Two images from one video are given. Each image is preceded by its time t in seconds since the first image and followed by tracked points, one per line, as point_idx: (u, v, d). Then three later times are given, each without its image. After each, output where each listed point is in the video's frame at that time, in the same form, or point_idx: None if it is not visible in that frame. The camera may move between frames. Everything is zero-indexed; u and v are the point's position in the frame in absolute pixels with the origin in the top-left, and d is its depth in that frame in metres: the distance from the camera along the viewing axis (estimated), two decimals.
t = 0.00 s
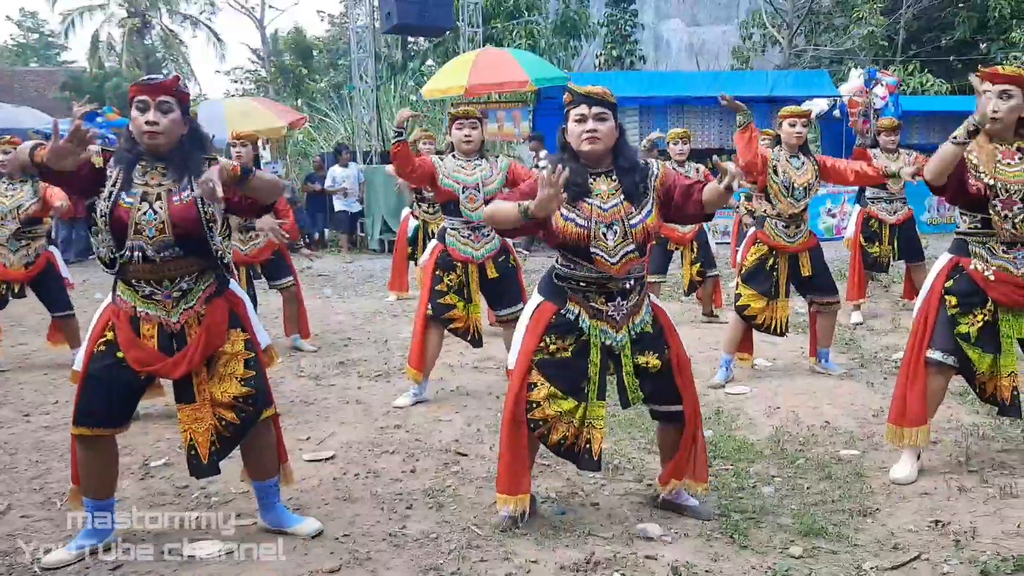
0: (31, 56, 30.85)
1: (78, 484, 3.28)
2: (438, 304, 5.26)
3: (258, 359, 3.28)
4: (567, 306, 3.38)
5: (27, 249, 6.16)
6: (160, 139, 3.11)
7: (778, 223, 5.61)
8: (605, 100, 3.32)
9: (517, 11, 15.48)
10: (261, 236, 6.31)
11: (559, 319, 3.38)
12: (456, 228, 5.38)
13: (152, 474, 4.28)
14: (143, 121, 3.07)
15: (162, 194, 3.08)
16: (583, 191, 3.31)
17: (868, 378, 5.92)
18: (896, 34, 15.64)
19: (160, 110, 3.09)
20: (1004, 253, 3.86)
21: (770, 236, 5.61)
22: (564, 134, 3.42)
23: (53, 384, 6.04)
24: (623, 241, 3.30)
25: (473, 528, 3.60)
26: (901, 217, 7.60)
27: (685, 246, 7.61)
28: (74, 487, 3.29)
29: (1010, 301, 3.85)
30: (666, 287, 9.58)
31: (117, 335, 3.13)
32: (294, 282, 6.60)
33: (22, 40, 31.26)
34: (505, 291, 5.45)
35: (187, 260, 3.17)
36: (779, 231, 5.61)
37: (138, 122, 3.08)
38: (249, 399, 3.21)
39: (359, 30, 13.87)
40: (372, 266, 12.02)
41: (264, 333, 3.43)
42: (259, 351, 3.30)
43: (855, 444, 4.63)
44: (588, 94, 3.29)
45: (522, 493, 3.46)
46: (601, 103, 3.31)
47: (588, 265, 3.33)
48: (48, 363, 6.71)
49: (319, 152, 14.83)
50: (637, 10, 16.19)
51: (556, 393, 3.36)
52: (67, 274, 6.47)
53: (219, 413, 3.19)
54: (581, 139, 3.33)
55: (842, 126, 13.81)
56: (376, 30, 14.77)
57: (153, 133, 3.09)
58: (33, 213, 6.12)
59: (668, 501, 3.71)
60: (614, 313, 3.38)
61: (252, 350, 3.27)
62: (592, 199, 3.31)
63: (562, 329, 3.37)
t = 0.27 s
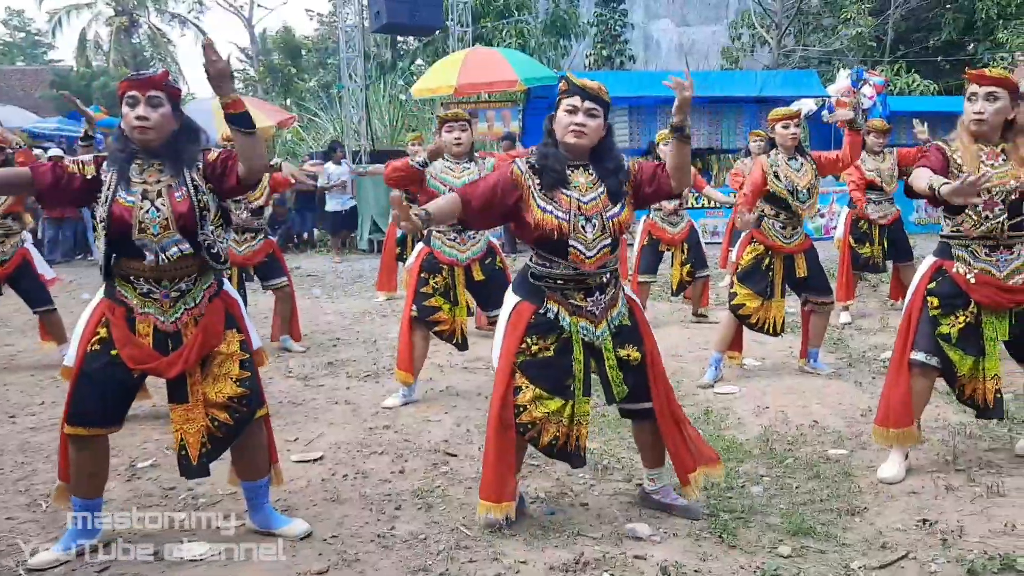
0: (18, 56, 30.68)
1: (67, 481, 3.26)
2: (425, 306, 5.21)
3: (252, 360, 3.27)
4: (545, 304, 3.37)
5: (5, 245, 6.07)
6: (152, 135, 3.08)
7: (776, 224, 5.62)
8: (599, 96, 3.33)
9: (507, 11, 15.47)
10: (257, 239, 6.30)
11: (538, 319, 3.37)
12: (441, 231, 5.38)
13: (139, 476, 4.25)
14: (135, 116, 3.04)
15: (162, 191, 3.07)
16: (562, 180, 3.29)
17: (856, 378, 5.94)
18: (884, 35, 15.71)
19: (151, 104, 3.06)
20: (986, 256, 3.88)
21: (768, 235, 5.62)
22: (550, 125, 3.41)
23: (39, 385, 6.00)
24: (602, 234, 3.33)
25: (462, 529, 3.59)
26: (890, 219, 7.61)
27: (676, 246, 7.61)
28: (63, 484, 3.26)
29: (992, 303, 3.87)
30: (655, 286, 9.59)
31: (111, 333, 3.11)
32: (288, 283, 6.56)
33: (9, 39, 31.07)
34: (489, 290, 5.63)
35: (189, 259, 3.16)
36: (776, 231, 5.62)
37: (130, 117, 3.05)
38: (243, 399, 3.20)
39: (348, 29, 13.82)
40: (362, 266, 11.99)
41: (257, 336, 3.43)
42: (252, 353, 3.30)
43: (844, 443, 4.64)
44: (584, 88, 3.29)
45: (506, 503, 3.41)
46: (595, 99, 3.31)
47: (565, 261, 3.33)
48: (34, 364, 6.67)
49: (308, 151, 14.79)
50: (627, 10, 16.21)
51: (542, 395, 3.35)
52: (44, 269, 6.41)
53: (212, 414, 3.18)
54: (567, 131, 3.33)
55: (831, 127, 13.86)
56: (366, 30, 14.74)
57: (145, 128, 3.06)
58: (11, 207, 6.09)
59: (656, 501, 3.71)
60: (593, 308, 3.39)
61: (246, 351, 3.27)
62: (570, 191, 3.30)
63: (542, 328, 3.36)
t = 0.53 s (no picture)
0: (5, 55, 30.49)
1: (53, 486, 3.23)
2: (415, 301, 5.22)
3: (234, 358, 3.25)
4: (527, 306, 3.38)
5: None
6: (120, 131, 3.02)
7: (754, 223, 5.65)
8: (568, 96, 3.32)
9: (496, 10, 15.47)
10: (234, 235, 6.25)
11: (521, 320, 3.37)
12: (437, 228, 5.39)
13: (126, 477, 4.23)
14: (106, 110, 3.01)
15: (140, 192, 3.04)
16: (534, 183, 3.30)
17: (843, 377, 5.97)
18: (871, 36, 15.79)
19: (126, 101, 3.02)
20: (976, 253, 3.91)
21: (746, 236, 5.64)
22: (523, 125, 3.41)
23: (26, 386, 5.96)
24: (576, 235, 3.32)
25: (450, 529, 3.58)
26: (877, 218, 7.67)
27: (664, 243, 7.62)
28: (47, 487, 3.24)
29: (980, 300, 3.89)
30: (644, 286, 9.61)
31: (90, 333, 3.09)
32: (270, 281, 6.57)
33: None
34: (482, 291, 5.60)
35: (166, 258, 3.13)
36: (754, 231, 5.64)
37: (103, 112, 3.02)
38: (226, 397, 3.18)
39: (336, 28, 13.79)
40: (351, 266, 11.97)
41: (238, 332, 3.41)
42: (234, 350, 3.27)
43: (831, 442, 4.66)
44: (551, 89, 3.28)
45: (493, 507, 3.41)
46: (563, 99, 3.31)
47: (541, 264, 3.33)
48: (20, 365, 6.62)
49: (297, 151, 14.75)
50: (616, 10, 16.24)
51: (526, 397, 3.35)
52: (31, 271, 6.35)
53: (195, 412, 3.16)
54: (537, 134, 3.33)
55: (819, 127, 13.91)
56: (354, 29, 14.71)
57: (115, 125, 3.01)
58: None
59: (643, 499, 3.71)
60: (575, 307, 3.39)
61: (227, 349, 3.24)
62: (543, 193, 3.30)
63: (526, 329, 3.37)
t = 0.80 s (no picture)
0: None
1: (40, 487, 3.22)
2: (396, 304, 5.26)
3: (220, 359, 3.24)
4: (534, 304, 3.39)
5: None
6: (105, 131, 3.05)
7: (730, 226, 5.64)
8: (562, 99, 3.27)
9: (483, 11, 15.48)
10: (227, 236, 6.27)
11: (526, 317, 3.39)
12: (417, 230, 5.37)
13: (112, 477, 4.22)
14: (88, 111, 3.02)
15: (126, 192, 3.05)
16: (544, 188, 3.31)
17: (828, 376, 6.01)
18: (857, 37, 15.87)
19: (107, 101, 3.03)
20: (954, 255, 3.94)
21: (722, 239, 5.66)
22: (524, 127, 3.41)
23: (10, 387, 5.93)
24: (583, 237, 3.32)
25: (438, 528, 3.60)
26: (866, 219, 7.69)
27: (647, 246, 7.64)
28: (34, 488, 3.23)
29: (962, 302, 3.91)
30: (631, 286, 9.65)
31: (76, 332, 3.09)
32: (260, 282, 6.55)
33: None
34: (468, 293, 5.40)
35: (151, 258, 3.13)
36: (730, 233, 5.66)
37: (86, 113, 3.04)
38: (208, 400, 3.17)
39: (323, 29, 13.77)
40: (338, 266, 11.96)
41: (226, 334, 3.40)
42: (221, 351, 3.26)
43: (816, 440, 4.70)
44: (539, 97, 3.26)
45: (484, 498, 3.42)
46: (551, 104, 3.26)
47: (551, 264, 3.34)
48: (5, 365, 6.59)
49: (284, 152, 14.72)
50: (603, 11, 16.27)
51: (524, 393, 3.37)
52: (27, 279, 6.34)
53: (178, 414, 3.16)
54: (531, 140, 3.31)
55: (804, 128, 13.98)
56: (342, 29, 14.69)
57: (99, 126, 3.04)
58: None
59: (632, 499, 3.73)
60: (580, 310, 3.38)
61: (214, 350, 3.23)
62: (552, 196, 3.31)
63: (529, 327, 3.38)
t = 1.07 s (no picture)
0: None
1: (19, 487, 3.21)
2: (380, 307, 5.27)
3: (202, 363, 3.21)
4: (521, 299, 3.40)
5: None
6: (86, 130, 3.02)
7: (727, 223, 5.69)
8: (569, 92, 3.33)
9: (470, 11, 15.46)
10: (216, 237, 6.26)
11: (513, 313, 3.39)
12: (399, 233, 5.30)
13: (96, 479, 4.19)
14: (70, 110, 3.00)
15: (105, 192, 3.02)
16: (536, 175, 3.32)
17: (814, 375, 6.04)
18: (842, 38, 15.95)
19: (88, 100, 3.01)
20: (940, 255, 3.95)
21: (718, 235, 5.70)
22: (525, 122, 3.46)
23: None
24: (575, 230, 3.31)
25: (425, 528, 3.59)
26: (849, 218, 7.71)
27: (639, 245, 7.64)
28: (14, 489, 3.22)
29: (945, 301, 3.94)
30: (618, 286, 9.66)
31: (56, 333, 3.08)
32: (248, 282, 6.47)
33: None
34: (451, 293, 5.35)
35: (129, 259, 3.10)
36: (726, 231, 5.70)
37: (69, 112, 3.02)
38: (187, 404, 3.14)
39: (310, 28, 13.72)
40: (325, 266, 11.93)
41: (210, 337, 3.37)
42: (202, 355, 3.23)
43: (802, 439, 4.72)
44: (550, 84, 3.30)
45: (475, 492, 3.44)
46: (561, 94, 3.32)
47: (541, 257, 3.35)
48: None
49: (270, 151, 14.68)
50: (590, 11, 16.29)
51: (512, 390, 3.37)
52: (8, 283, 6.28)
53: (155, 417, 3.14)
54: (537, 129, 3.36)
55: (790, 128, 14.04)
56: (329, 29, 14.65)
57: (81, 125, 3.01)
58: None
59: (620, 498, 3.74)
60: (566, 305, 3.41)
61: (195, 354, 3.20)
62: (545, 185, 3.32)
63: (517, 322, 3.38)
